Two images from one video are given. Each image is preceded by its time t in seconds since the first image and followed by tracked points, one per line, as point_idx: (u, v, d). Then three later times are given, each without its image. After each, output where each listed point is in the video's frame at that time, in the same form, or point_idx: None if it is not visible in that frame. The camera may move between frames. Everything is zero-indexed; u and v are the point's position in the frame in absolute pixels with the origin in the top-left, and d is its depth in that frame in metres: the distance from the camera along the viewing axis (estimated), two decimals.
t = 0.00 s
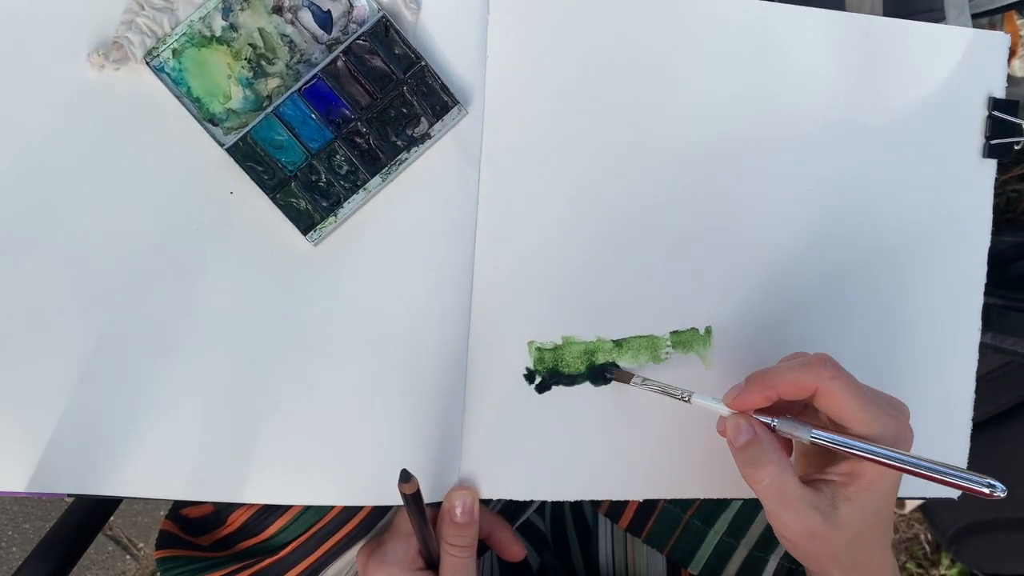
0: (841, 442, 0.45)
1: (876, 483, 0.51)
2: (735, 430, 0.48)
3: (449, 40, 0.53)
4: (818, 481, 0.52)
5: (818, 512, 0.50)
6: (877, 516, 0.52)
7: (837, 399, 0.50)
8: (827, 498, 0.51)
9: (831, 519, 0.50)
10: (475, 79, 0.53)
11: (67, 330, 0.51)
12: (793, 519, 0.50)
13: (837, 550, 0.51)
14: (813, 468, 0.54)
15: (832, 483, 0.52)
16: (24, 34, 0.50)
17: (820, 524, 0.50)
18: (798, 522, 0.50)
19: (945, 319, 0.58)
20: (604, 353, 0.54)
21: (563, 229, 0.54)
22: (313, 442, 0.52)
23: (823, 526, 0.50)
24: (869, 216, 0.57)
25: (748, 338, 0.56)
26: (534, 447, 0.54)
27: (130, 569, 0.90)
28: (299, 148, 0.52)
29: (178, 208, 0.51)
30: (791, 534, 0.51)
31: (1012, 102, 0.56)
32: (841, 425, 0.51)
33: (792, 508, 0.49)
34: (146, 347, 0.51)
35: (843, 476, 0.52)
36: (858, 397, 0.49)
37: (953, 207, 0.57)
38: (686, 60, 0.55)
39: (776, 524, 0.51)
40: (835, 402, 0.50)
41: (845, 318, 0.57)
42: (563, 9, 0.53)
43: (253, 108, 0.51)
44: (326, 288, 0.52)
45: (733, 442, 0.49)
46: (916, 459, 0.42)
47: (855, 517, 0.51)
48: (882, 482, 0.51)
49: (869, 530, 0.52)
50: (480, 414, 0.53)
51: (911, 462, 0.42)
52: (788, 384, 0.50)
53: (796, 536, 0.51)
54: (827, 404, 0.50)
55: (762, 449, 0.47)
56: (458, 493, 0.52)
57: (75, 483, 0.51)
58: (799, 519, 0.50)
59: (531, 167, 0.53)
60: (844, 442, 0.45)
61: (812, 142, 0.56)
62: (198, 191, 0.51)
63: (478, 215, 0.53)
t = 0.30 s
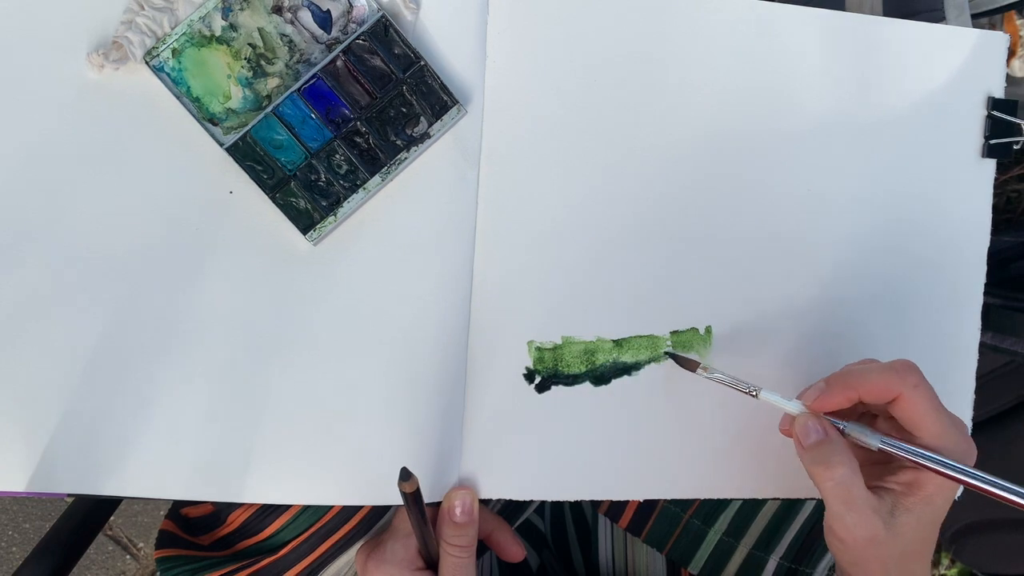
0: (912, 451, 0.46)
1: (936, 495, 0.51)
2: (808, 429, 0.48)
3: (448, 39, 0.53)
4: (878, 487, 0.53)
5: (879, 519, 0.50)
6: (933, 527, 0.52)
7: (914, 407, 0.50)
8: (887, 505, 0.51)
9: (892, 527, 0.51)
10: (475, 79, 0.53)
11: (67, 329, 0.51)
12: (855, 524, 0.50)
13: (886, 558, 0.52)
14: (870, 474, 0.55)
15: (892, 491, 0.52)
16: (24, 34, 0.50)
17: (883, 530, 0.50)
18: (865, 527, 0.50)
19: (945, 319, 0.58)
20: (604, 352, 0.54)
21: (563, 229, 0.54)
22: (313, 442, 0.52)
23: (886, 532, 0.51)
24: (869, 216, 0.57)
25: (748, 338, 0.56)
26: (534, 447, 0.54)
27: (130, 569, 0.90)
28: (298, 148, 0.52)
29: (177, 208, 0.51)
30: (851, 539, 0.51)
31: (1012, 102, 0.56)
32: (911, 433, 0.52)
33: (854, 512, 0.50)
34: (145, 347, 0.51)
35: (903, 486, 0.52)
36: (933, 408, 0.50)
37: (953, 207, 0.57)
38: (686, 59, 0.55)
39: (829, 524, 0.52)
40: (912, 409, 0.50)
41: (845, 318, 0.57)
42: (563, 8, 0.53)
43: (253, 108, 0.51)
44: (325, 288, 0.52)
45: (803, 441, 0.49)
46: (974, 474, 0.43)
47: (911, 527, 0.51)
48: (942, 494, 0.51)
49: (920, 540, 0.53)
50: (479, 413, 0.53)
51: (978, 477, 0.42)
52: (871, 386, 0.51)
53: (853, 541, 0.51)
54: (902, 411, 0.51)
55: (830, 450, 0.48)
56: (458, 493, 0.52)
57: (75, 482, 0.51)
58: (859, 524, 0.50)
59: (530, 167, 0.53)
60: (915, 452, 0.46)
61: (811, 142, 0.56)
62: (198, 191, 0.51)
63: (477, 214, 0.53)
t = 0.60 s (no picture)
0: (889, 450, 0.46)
1: (916, 495, 0.52)
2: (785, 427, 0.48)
3: (447, 40, 0.53)
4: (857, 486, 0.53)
5: (856, 516, 0.50)
6: (912, 528, 0.53)
7: (891, 407, 0.51)
8: (864, 503, 0.51)
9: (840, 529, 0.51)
10: (473, 80, 0.53)
11: (66, 330, 0.51)
12: (831, 523, 0.50)
13: (869, 560, 0.52)
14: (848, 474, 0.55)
15: (870, 490, 0.53)
16: (23, 35, 0.50)
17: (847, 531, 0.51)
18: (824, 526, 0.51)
19: (943, 319, 0.58)
20: (602, 352, 0.54)
21: (562, 230, 0.54)
22: (312, 442, 0.52)
23: (835, 532, 0.51)
24: (868, 216, 0.57)
25: (747, 338, 0.56)
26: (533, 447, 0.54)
27: (130, 569, 0.90)
28: (296, 149, 0.52)
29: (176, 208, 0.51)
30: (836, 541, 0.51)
31: (1011, 102, 0.56)
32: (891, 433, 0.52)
33: (832, 510, 0.50)
34: (144, 348, 0.51)
35: (882, 484, 0.52)
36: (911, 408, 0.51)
37: (953, 207, 0.57)
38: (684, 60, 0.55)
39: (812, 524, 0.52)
40: (889, 410, 0.51)
41: (844, 318, 0.57)
42: (562, 9, 0.53)
43: (251, 109, 0.51)
44: (324, 289, 0.52)
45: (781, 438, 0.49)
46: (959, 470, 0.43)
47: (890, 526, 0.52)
48: (920, 494, 0.52)
49: (903, 544, 0.53)
50: (478, 414, 0.53)
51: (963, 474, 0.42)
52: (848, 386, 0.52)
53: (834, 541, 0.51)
54: (881, 411, 0.51)
55: (809, 446, 0.48)
56: (456, 493, 0.52)
57: (75, 483, 0.51)
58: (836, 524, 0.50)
59: (529, 168, 0.53)
60: (894, 450, 0.46)
61: (811, 142, 0.56)
62: (197, 192, 0.51)
63: (476, 215, 0.53)
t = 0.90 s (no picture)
0: (967, 459, 0.47)
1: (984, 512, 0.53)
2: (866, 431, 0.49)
3: (447, 41, 0.53)
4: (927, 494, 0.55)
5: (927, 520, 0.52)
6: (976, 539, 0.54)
7: (971, 420, 0.52)
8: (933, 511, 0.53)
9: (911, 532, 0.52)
10: (473, 80, 0.53)
11: (66, 331, 0.51)
12: (905, 527, 0.52)
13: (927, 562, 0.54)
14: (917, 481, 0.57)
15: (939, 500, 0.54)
16: (22, 36, 0.50)
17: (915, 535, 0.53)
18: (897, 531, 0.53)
19: (943, 320, 0.58)
20: (602, 353, 0.54)
21: (562, 231, 0.54)
22: (313, 443, 0.52)
23: (910, 535, 0.53)
24: (867, 216, 0.57)
25: (747, 339, 0.56)
26: (533, 447, 0.54)
27: (130, 569, 0.90)
28: (296, 149, 0.52)
29: (177, 209, 0.51)
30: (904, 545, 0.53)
31: (1011, 102, 0.56)
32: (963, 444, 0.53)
33: (904, 514, 0.51)
34: (143, 348, 0.51)
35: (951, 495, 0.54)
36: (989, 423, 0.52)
37: (953, 207, 0.57)
38: (684, 62, 0.55)
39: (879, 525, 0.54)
40: (967, 422, 0.52)
41: (844, 319, 0.57)
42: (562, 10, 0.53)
43: (251, 109, 0.51)
44: (323, 289, 0.52)
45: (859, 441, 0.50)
46: None
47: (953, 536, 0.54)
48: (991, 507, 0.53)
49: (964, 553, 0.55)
50: (477, 414, 0.53)
51: None
52: (931, 396, 0.52)
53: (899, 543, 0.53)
54: (959, 423, 0.52)
55: (887, 450, 0.49)
56: (456, 494, 0.52)
57: (75, 484, 0.51)
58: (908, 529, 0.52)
59: (529, 168, 0.53)
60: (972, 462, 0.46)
61: (811, 142, 0.56)
62: (197, 193, 0.51)
63: (476, 215, 0.53)
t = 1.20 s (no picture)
0: None
1: None
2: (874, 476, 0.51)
3: (443, 41, 0.53)
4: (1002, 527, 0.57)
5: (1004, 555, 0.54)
6: None
7: None
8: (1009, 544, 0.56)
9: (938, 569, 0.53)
10: (469, 81, 0.53)
11: (62, 332, 0.51)
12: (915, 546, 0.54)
13: None
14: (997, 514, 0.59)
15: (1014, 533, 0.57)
16: (17, 37, 0.50)
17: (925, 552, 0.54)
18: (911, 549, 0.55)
19: (941, 320, 0.58)
20: (599, 353, 0.54)
21: (559, 231, 0.54)
22: (310, 444, 0.52)
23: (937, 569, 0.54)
24: (865, 215, 0.57)
25: (744, 338, 0.56)
26: (530, 447, 0.54)
27: (130, 569, 0.90)
28: (293, 150, 0.52)
29: (172, 210, 0.51)
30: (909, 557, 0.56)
31: (1009, 101, 0.56)
32: None
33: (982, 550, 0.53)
34: (139, 349, 0.51)
35: None
36: None
37: (951, 207, 0.57)
38: (681, 61, 0.54)
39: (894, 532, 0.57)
40: None
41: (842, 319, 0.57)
42: (558, 8, 0.53)
43: (247, 110, 0.51)
44: (320, 290, 0.52)
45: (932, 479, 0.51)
46: None
47: None
48: None
49: None
50: (475, 415, 0.53)
51: None
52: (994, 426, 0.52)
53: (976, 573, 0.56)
54: None
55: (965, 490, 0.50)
56: (453, 494, 0.51)
57: (73, 485, 0.51)
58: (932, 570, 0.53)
59: (526, 168, 0.53)
60: None
61: (808, 142, 0.56)
62: (193, 195, 0.51)
63: (472, 216, 0.53)
